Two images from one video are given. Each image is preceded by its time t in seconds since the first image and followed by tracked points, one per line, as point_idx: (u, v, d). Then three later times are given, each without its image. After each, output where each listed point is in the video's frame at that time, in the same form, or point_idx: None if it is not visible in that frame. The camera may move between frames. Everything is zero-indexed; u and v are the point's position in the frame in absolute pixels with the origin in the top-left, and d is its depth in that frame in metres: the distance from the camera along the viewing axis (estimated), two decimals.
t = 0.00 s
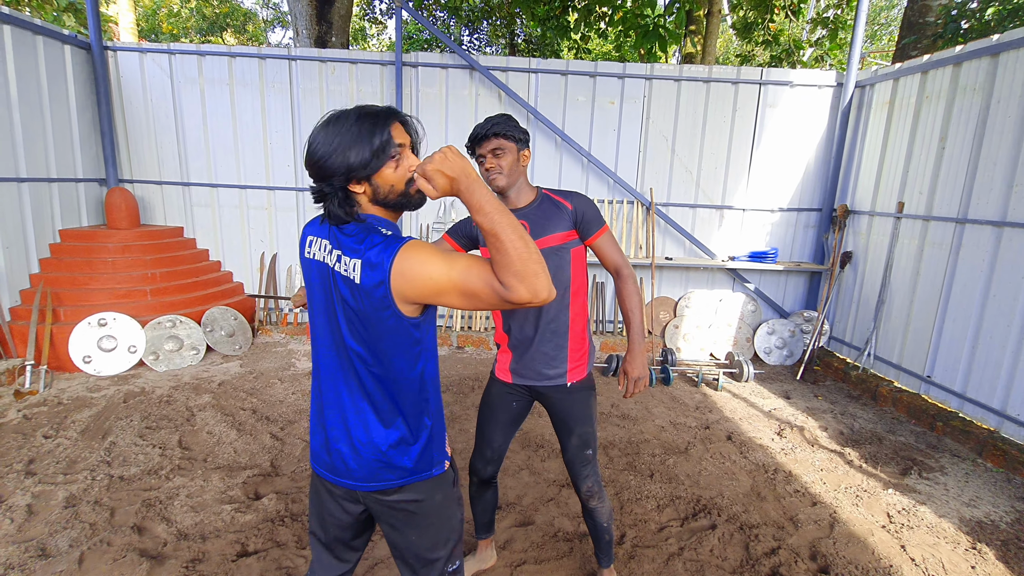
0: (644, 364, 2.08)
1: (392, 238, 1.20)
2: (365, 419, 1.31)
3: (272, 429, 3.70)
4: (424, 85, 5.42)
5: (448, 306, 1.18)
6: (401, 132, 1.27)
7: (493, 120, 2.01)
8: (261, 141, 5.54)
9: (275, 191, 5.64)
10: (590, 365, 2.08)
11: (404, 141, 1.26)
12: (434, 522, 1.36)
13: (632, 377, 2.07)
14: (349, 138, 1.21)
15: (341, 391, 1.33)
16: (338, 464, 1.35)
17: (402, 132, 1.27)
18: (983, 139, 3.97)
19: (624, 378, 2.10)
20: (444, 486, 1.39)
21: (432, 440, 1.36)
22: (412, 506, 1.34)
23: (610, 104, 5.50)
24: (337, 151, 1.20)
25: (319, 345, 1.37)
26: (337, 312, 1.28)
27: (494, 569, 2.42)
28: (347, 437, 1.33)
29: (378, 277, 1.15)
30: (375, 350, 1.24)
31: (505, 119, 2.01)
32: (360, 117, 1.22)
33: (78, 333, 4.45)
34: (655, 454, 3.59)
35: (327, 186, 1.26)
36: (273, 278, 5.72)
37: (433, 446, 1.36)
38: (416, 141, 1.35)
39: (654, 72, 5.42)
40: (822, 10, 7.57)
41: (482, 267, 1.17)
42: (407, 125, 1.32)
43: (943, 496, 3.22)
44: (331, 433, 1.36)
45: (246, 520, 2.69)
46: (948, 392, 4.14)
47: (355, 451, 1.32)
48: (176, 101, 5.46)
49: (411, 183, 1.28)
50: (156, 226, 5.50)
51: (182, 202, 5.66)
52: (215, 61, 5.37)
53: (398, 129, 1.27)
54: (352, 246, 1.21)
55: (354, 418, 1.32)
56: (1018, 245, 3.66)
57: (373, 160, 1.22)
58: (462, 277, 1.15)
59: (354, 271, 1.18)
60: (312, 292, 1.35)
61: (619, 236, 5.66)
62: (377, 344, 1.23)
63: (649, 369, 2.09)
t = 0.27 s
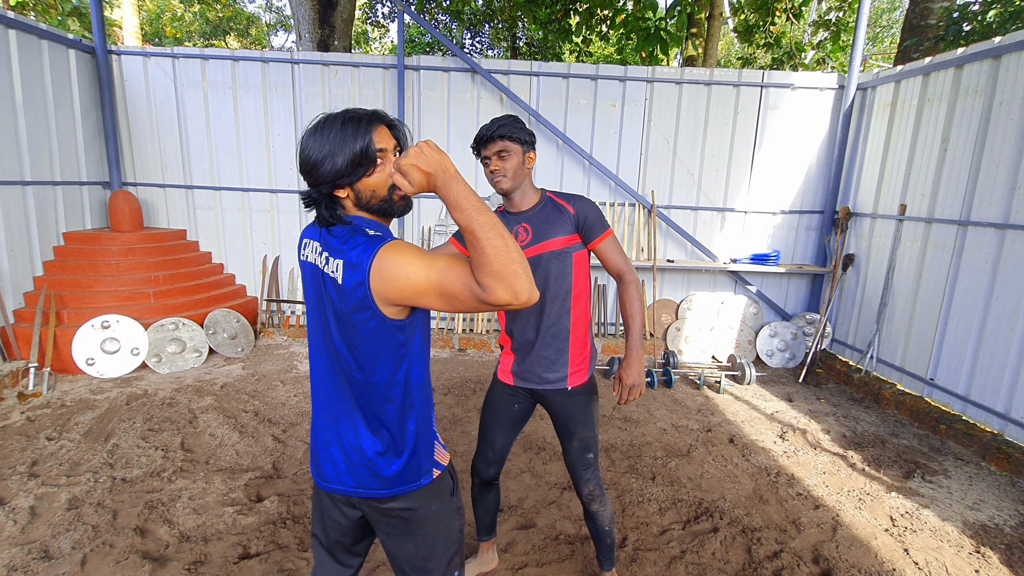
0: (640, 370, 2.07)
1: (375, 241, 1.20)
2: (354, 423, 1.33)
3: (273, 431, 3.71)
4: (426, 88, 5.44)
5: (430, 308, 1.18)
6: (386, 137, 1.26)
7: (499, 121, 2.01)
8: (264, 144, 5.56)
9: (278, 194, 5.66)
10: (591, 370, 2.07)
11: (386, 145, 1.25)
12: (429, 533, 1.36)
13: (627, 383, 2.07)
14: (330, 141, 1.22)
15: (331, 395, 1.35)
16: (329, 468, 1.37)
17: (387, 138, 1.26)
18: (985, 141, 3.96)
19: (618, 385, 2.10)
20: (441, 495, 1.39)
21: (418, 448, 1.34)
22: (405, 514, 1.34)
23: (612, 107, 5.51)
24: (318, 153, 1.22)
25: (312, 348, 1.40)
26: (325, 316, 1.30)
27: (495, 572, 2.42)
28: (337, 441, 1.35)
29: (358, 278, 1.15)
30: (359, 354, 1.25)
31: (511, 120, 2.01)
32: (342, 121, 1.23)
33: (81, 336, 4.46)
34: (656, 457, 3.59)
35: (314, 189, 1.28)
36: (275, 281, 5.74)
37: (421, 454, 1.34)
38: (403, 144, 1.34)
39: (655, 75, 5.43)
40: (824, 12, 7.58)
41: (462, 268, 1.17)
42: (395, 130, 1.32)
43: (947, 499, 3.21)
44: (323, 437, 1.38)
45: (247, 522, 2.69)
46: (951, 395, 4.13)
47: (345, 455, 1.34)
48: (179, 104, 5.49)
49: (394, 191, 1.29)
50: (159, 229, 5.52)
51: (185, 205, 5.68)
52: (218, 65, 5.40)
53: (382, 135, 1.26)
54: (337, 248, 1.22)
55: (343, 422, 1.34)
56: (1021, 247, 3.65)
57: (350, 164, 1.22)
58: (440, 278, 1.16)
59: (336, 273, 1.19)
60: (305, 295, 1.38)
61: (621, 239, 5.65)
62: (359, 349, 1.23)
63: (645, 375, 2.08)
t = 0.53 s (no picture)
0: (642, 374, 2.06)
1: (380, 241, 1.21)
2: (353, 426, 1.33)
3: (274, 433, 3.71)
4: (427, 90, 5.45)
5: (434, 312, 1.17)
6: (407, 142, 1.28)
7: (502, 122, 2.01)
8: (265, 146, 5.57)
9: (279, 197, 5.67)
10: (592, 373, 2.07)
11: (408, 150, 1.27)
12: (430, 537, 1.36)
13: (631, 385, 2.07)
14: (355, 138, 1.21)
15: (329, 398, 1.35)
16: (326, 473, 1.37)
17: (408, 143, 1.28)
18: (986, 144, 3.96)
19: (623, 388, 2.10)
20: (441, 501, 1.38)
21: (415, 454, 1.33)
22: (405, 519, 1.34)
23: (612, 109, 5.51)
24: (340, 151, 1.21)
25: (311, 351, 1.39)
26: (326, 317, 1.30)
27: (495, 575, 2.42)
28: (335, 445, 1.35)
29: (362, 277, 1.16)
30: (360, 356, 1.25)
31: (514, 122, 2.02)
32: (368, 121, 1.22)
33: (82, 338, 4.47)
34: (657, 459, 3.58)
35: (327, 185, 1.26)
36: (276, 283, 5.74)
37: (419, 459, 1.34)
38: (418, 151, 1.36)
39: (655, 78, 5.44)
40: (824, 15, 7.59)
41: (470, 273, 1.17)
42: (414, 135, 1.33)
43: (948, 502, 3.19)
44: (319, 440, 1.38)
45: (247, 525, 2.69)
46: (952, 398, 4.11)
47: (342, 459, 1.33)
48: (181, 107, 5.51)
49: (410, 193, 1.29)
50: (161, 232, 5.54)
51: (186, 207, 5.70)
52: (220, 68, 5.42)
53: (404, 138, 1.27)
54: (341, 247, 1.22)
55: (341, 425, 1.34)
56: (1022, 249, 3.64)
57: (373, 163, 1.22)
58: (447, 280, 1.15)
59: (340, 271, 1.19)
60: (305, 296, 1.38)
61: (621, 241, 5.66)
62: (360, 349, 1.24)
63: (648, 378, 2.07)
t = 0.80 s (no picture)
0: (641, 373, 2.06)
1: (420, 249, 1.20)
2: (368, 432, 1.31)
3: (273, 434, 3.71)
4: (426, 91, 5.45)
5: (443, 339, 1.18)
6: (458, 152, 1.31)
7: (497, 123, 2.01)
8: (265, 147, 5.58)
9: (279, 197, 5.67)
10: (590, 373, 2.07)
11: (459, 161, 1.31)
12: (431, 539, 1.36)
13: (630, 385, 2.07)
14: (419, 145, 1.20)
15: (342, 400, 1.34)
16: (334, 473, 1.37)
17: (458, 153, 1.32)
18: (986, 143, 3.96)
19: (623, 387, 2.10)
20: (448, 502, 1.38)
21: (424, 463, 1.33)
22: (413, 521, 1.34)
23: (612, 110, 5.51)
24: (398, 159, 1.19)
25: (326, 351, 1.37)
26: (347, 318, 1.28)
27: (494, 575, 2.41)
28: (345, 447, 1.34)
29: (396, 287, 1.15)
30: (381, 363, 1.24)
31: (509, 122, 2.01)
32: (427, 128, 1.23)
33: (81, 340, 4.46)
34: (657, 459, 3.58)
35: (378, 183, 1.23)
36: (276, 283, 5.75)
37: (427, 468, 1.33)
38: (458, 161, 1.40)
39: (655, 78, 5.44)
40: (824, 15, 7.59)
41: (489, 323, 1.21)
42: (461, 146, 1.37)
43: (949, 502, 3.19)
44: (329, 441, 1.37)
45: (247, 525, 2.69)
46: (952, 398, 4.11)
47: (352, 462, 1.33)
48: (181, 108, 5.51)
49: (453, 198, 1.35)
50: (161, 232, 5.55)
51: (186, 208, 5.70)
52: (219, 69, 5.42)
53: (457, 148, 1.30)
54: (378, 249, 1.20)
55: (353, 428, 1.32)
56: (1022, 249, 3.64)
57: (432, 173, 1.23)
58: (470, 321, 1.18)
59: (373, 276, 1.18)
60: (323, 294, 1.36)
61: (621, 242, 5.67)
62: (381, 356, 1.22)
63: (646, 378, 2.07)
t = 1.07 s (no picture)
0: (640, 373, 2.06)
1: (507, 265, 1.26)
2: (418, 434, 1.30)
3: (273, 435, 3.71)
4: (425, 91, 5.46)
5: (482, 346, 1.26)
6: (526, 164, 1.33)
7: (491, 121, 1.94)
8: (264, 148, 5.58)
9: (278, 198, 5.67)
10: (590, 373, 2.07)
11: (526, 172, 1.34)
12: (447, 538, 1.35)
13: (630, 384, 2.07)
14: (499, 162, 1.21)
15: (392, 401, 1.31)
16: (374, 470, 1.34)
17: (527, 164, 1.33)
18: (985, 142, 3.96)
19: (622, 386, 2.10)
20: (480, 498, 1.38)
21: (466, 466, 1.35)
22: (432, 521, 1.34)
23: (611, 110, 5.52)
24: (483, 178, 1.20)
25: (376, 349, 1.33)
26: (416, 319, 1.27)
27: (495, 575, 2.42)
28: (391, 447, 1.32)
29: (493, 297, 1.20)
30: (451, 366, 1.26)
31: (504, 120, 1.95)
32: (501, 142, 1.24)
33: (80, 341, 4.46)
34: (657, 459, 3.58)
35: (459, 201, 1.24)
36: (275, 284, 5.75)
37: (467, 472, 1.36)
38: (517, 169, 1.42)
39: (654, 78, 5.44)
40: (823, 14, 7.60)
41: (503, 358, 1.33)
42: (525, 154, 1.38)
43: (948, 501, 3.19)
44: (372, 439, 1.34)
45: (247, 526, 2.69)
46: (952, 397, 4.11)
47: (398, 462, 1.31)
48: (180, 109, 5.51)
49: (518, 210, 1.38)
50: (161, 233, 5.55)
51: (185, 209, 5.70)
52: (218, 70, 5.43)
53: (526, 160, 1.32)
54: (468, 256, 1.24)
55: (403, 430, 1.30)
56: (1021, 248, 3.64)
57: (511, 188, 1.25)
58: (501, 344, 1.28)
59: (467, 281, 1.21)
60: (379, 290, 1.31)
61: (621, 242, 5.68)
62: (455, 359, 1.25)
63: (645, 377, 2.07)
